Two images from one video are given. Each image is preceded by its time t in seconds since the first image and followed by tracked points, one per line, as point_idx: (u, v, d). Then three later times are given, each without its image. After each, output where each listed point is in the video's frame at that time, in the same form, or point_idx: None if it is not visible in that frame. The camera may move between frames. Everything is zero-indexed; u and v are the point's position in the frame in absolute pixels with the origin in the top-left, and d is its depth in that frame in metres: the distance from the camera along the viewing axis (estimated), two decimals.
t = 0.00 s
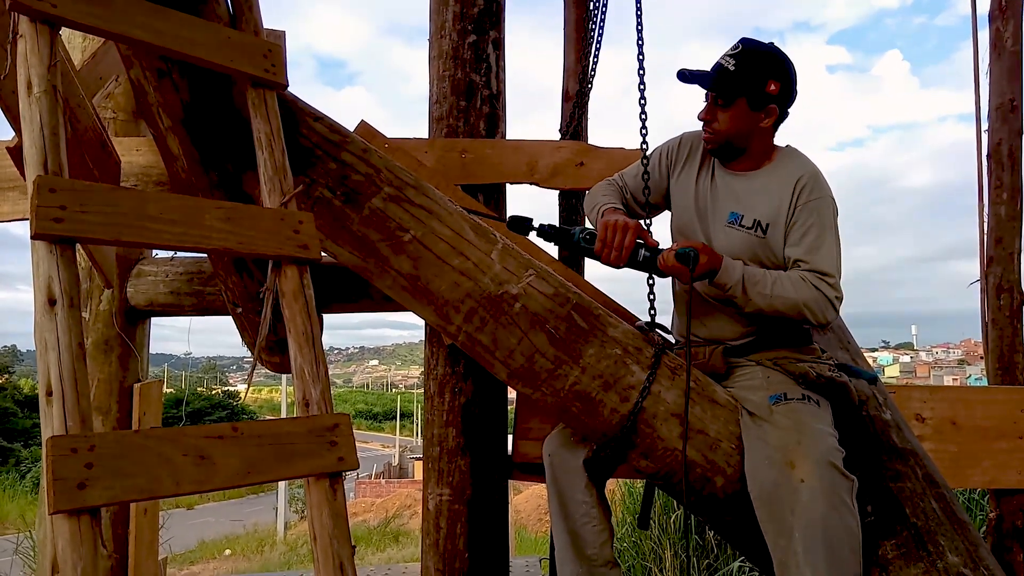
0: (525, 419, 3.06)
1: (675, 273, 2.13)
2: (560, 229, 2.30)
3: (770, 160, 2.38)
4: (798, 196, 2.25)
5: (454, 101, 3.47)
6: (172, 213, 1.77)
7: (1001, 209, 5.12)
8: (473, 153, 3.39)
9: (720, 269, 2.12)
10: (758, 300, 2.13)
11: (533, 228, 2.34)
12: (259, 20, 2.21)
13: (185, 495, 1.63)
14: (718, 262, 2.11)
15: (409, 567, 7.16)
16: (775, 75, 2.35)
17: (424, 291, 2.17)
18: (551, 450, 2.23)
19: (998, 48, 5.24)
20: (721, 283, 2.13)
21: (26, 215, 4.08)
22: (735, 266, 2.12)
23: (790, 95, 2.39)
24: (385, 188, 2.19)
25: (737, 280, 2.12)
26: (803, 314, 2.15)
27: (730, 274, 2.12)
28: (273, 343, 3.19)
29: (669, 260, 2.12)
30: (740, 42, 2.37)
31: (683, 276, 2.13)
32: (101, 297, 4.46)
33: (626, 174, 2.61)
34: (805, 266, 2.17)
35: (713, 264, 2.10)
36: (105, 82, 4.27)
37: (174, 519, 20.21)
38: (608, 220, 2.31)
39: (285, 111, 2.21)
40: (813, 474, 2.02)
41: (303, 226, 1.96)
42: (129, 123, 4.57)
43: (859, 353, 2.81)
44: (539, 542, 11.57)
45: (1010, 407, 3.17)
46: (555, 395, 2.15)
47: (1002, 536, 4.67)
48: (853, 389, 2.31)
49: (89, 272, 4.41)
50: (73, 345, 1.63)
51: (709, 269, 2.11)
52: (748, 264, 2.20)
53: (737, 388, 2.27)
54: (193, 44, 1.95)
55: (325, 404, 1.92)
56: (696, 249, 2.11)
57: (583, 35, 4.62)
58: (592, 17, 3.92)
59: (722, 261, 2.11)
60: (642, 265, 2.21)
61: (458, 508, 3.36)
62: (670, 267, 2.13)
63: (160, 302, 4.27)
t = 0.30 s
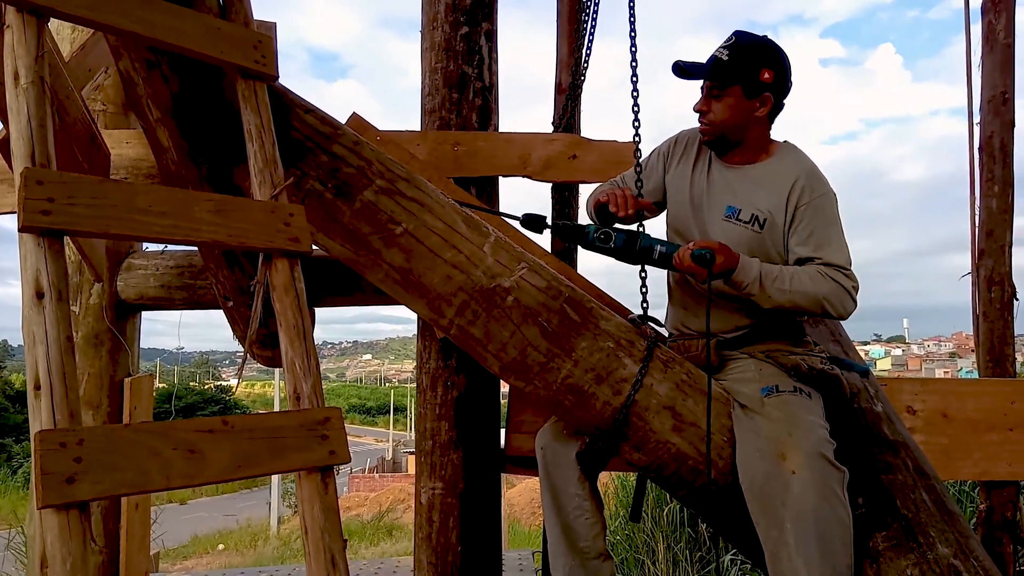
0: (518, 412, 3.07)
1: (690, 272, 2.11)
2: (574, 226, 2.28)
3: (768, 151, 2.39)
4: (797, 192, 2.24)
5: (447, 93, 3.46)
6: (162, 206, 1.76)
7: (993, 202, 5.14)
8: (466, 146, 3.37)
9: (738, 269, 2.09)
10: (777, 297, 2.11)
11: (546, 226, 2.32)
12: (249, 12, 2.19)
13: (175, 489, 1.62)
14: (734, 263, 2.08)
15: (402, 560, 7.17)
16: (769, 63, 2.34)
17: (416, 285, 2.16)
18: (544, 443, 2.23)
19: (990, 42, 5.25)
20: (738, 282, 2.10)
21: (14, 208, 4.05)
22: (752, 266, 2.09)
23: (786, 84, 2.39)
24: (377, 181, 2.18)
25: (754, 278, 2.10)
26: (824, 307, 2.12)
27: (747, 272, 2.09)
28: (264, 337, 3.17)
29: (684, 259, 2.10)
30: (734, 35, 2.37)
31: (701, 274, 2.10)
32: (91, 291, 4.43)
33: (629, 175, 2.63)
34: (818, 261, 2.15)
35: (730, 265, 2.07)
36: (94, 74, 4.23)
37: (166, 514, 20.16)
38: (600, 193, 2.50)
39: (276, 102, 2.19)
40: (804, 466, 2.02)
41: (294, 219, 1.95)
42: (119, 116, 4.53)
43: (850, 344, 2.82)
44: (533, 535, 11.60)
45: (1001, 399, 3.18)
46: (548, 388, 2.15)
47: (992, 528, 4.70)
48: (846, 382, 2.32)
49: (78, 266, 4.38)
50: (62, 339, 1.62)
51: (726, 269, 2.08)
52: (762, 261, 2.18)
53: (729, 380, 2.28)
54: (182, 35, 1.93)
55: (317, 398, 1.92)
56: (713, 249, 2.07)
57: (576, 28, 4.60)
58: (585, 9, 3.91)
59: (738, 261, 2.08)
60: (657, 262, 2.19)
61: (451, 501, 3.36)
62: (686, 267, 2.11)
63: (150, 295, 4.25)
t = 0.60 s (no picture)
0: (519, 412, 3.08)
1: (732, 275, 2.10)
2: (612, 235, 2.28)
3: (784, 151, 2.40)
4: (817, 198, 2.24)
5: (446, 93, 3.46)
6: (161, 206, 1.76)
7: (992, 200, 5.13)
8: (465, 146, 3.38)
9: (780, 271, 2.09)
10: (817, 298, 2.11)
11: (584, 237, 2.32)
12: (248, 12, 2.19)
13: (176, 490, 1.62)
14: (776, 263, 2.09)
15: (404, 560, 7.17)
16: (777, 62, 2.34)
17: (416, 284, 2.16)
18: (544, 442, 2.23)
19: (989, 39, 5.24)
20: (779, 284, 2.10)
21: (14, 209, 4.05)
22: (793, 266, 2.10)
23: (795, 81, 2.39)
24: (376, 181, 2.18)
25: (795, 280, 2.10)
26: (860, 308, 2.14)
27: (789, 274, 2.10)
28: (265, 337, 3.18)
29: (726, 261, 2.10)
30: (738, 37, 2.38)
31: (745, 275, 2.09)
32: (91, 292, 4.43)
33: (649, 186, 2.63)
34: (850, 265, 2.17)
35: (773, 266, 2.08)
36: (93, 75, 4.24)
37: (168, 514, 20.18)
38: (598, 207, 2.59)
39: (275, 102, 2.19)
40: (806, 465, 2.02)
41: (294, 219, 1.95)
42: (118, 116, 4.54)
43: (850, 341, 2.82)
44: (534, 535, 11.60)
45: (1002, 397, 3.18)
46: (548, 387, 2.15)
47: (993, 525, 4.70)
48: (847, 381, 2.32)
49: (78, 267, 4.38)
50: (63, 340, 1.62)
51: (769, 269, 2.08)
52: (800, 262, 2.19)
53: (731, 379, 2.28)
54: (181, 35, 1.92)
55: (318, 397, 1.92)
56: (754, 248, 2.09)
57: (574, 27, 4.60)
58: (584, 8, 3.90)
59: (780, 263, 2.09)
60: (695, 270, 2.23)
61: (452, 501, 3.36)
62: (728, 268, 2.10)
63: (150, 296, 4.25)
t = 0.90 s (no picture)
0: (518, 411, 3.08)
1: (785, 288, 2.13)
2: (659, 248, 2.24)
3: (799, 154, 2.42)
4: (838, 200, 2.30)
5: (447, 91, 3.46)
6: (162, 204, 1.75)
7: (994, 200, 5.13)
8: (466, 144, 3.37)
9: (828, 280, 2.15)
10: (862, 302, 2.19)
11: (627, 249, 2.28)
12: (249, 9, 2.19)
13: (177, 488, 1.62)
14: (825, 272, 2.15)
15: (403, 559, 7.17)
16: (793, 64, 2.34)
17: (417, 283, 2.15)
18: (544, 441, 2.23)
19: (991, 39, 5.23)
20: (828, 294, 2.16)
21: (14, 207, 4.05)
22: (840, 274, 2.16)
23: (811, 82, 2.39)
24: (377, 179, 2.18)
25: (843, 288, 2.17)
26: (894, 305, 2.25)
27: (836, 283, 2.16)
28: (265, 335, 3.17)
29: (778, 274, 2.12)
30: (753, 41, 2.38)
31: (799, 286, 2.12)
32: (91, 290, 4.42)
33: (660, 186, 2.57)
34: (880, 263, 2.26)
35: (823, 275, 2.14)
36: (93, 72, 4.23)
37: (167, 512, 20.18)
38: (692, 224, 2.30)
39: (275, 100, 2.19)
40: (808, 467, 2.03)
41: (294, 217, 1.94)
42: (118, 113, 4.53)
43: (851, 342, 2.81)
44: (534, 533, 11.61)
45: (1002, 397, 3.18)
46: (549, 386, 2.15)
47: (993, 526, 4.70)
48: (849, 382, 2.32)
49: (79, 264, 4.37)
50: (63, 337, 1.62)
51: (819, 279, 2.14)
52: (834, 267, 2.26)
53: (731, 379, 2.28)
54: (181, 31, 1.92)
55: (318, 396, 1.91)
56: (803, 259, 2.12)
57: (576, 25, 4.60)
58: (586, 7, 3.90)
59: (828, 272, 2.15)
60: (742, 283, 2.21)
61: (452, 500, 3.35)
62: (781, 282, 2.13)
63: (151, 294, 4.25)
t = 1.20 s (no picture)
0: (522, 413, 3.08)
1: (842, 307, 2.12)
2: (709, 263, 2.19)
3: (811, 155, 2.44)
4: (854, 200, 2.35)
5: (451, 93, 3.46)
6: (166, 208, 1.76)
7: (998, 201, 5.10)
8: (469, 147, 3.37)
9: (880, 296, 2.16)
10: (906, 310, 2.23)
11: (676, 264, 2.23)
12: (254, 13, 2.20)
13: (182, 491, 1.62)
14: (878, 289, 2.16)
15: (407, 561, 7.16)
16: (805, 67, 2.34)
17: (421, 285, 2.16)
18: (547, 443, 2.22)
19: (995, 40, 5.22)
20: (880, 310, 2.17)
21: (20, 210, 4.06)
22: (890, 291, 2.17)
23: (823, 84, 2.39)
24: (381, 181, 2.18)
25: (892, 303, 2.18)
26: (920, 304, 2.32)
27: (887, 299, 2.17)
28: (269, 338, 3.18)
29: (835, 292, 2.11)
30: (764, 44, 2.37)
31: (856, 305, 2.11)
32: (95, 293, 4.44)
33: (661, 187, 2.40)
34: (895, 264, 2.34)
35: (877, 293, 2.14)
36: (98, 76, 4.25)
37: (172, 514, 20.22)
38: (759, 256, 2.13)
39: (279, 103, 2.19)
40: (814, 470, 2.02)
41: (299, 220, 1.95)
42: (123, 117, 4.54)
43: (855, 342, 2.80)
44: (538, 535, 11.60)
45: (1007, 399, 3.17)
46: (553, 389, 2.15)
47: (999, 528, 4.68)
48: (854, 384, 2.32)
49: (83, 267, 4.39)
50: (68, 340, 1.63)
51: (873, 297, 2.14)
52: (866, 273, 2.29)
53: (736, 381, 2.28)
54: (186, 36, 1.92)
55: (322, 399, 1.92)
56: (859, 278, 2.12)
57: (580, 27, 4.60)
58: (589, 9, 3.90)
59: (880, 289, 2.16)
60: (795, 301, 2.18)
61: (456, 502, 3.35)
62: (837, 300, 2.11)
63: (155, 296, 4.26)
